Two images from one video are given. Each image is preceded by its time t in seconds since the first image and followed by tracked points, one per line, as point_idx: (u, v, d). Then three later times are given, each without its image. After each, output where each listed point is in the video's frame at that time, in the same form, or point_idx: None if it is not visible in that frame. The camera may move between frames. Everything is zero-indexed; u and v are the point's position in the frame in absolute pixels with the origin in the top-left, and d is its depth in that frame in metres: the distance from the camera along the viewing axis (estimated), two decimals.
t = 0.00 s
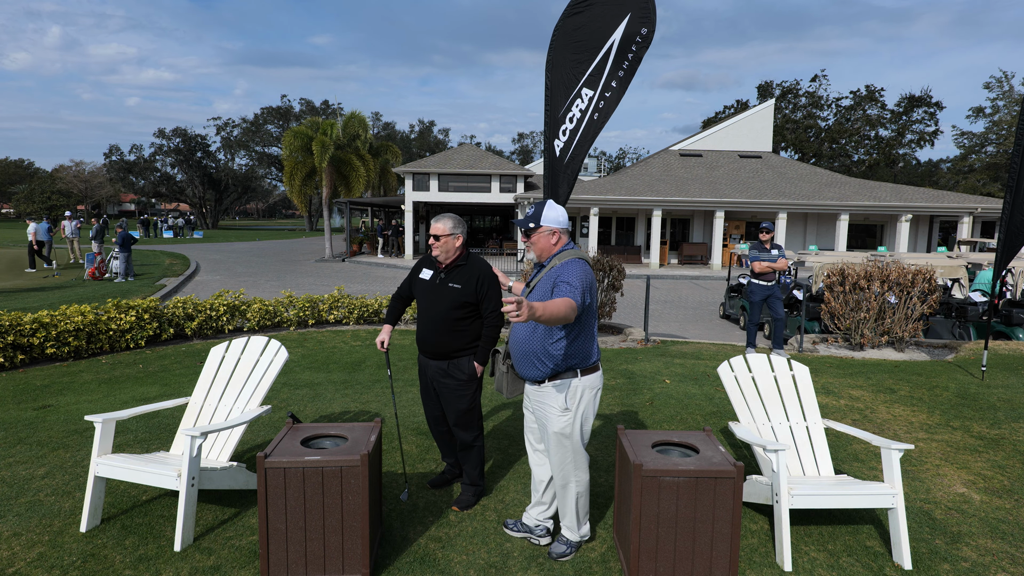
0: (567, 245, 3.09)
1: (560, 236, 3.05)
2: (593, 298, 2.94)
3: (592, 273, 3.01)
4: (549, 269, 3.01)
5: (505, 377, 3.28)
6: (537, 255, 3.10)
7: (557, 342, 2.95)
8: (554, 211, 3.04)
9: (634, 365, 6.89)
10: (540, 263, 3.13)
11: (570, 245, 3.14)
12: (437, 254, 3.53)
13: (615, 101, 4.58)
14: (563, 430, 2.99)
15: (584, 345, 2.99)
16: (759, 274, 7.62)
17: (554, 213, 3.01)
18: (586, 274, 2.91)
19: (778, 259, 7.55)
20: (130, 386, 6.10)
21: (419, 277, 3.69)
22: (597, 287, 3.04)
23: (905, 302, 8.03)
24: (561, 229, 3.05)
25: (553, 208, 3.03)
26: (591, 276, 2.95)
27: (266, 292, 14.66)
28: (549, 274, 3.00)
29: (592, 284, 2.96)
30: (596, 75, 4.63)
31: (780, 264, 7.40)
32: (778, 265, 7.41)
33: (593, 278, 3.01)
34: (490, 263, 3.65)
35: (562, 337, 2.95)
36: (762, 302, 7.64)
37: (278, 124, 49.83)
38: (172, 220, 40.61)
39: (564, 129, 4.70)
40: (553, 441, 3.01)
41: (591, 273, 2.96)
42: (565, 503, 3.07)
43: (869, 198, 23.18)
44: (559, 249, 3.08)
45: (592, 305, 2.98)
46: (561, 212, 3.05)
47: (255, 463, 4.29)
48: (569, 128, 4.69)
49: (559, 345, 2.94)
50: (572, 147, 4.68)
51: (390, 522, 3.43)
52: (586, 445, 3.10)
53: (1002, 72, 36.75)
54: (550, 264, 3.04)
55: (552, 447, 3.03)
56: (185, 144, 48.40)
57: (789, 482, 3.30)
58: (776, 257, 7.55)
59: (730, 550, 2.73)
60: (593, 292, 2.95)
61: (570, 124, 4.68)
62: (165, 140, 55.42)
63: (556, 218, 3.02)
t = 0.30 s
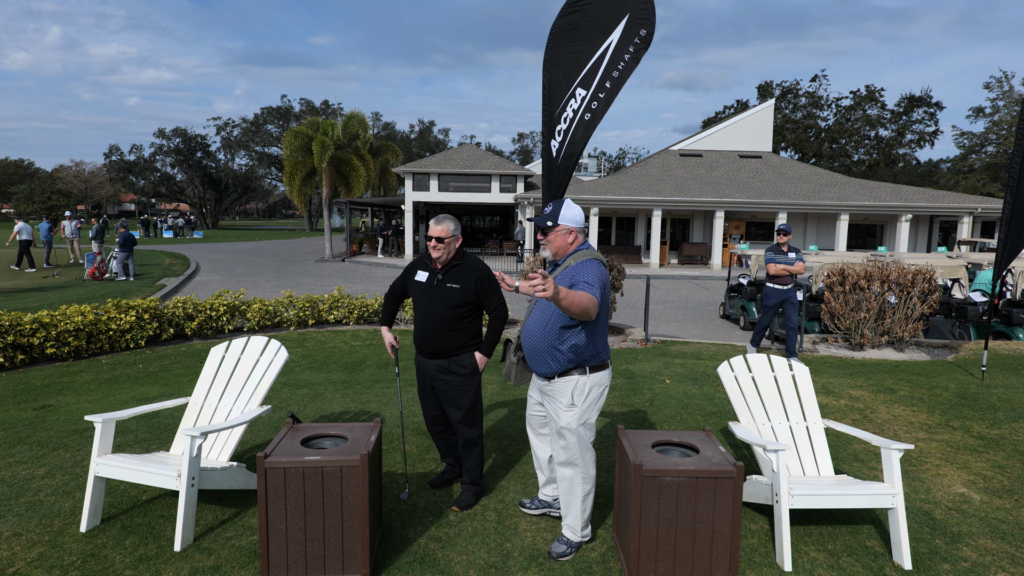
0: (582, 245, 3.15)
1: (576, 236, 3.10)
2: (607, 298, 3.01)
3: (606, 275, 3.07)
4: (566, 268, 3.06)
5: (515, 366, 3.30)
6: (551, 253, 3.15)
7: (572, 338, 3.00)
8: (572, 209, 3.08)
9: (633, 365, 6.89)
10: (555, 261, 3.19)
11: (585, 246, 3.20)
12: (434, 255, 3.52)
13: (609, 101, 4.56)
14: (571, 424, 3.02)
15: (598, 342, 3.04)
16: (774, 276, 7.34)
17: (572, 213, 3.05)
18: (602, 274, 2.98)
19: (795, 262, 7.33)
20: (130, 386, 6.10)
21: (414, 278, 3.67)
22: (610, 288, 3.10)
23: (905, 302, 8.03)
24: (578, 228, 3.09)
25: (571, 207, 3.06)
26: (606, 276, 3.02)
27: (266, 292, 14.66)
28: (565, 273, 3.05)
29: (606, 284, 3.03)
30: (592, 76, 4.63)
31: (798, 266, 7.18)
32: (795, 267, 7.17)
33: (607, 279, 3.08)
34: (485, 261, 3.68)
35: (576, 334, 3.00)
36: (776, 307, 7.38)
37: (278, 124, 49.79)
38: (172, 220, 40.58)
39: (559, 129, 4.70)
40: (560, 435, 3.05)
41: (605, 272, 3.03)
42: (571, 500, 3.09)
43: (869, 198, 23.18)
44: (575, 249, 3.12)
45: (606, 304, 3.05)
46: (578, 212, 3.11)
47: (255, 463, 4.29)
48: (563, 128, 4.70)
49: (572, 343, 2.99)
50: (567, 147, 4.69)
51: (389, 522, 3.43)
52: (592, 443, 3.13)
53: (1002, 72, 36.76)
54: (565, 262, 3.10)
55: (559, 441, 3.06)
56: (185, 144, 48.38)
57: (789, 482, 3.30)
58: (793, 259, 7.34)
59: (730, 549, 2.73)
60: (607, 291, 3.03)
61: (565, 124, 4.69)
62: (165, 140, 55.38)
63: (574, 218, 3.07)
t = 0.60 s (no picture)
0: (587, 245, 3.15)
1: (581, 237, 3.11)
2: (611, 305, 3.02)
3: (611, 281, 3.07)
4: (569, 269, 3.06)
5: (520, 367, 3.28)
6: (557, 252, 3.15)
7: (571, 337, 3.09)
8: (579, 211, 3.12)
9: (634, 365, 6.89)
10: (560, 260, 3.19)
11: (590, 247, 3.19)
12: (432, 257, 3.51)
13: (596, 100, 4.48)
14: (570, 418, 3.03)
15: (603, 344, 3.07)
16: (789, 275, 7.29)
17: (578, 214, 3.09)
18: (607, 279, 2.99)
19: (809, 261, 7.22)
20: (131, 386, 6.10)
21: (410, 281, 3.64)
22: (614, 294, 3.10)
23: (905, 302, 8.03)
24: (584, 229, 3.10)
25: (577, 209, 3.11)
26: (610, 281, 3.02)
27: (266, 292, 14.66)
28: (569, 274, 3.05)
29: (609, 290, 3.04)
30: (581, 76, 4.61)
31: (813, 266, 7.08)
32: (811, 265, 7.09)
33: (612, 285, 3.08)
34: (481, 259, 3.70)
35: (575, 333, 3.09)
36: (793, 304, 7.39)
37: (278, 124, 49.79)
38: (171, 220, 40.56)
39: (554, 129, 4.79)
40: (560, 430, 3.05)
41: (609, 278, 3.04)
42: (568, 495, 3.08)
43: (870, 198, 23.17)
44: (579, 248, 3.14)
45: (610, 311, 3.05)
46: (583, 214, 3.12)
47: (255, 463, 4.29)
48: (558, 128, 4.77)
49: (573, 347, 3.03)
50: (560, 147, 4.74)
51: (389, 523, 3.42)
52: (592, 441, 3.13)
53: (1002, 72, 36.77)
54: (569, 262, 3.09)
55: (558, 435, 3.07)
56: (185, 144, 48.34)
57: (789, 482, 3.30)
58: (808, 258, 7.23)
59: (730, 549, 2.73)
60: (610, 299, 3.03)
61: (559, 124, 4.76)
62: (165, 140, 55.36)
63: (580, 218, 3.10)
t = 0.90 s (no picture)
0: (579, 242, 3.16)
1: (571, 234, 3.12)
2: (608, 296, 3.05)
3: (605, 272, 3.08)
4: (563, 267, 3.07)
5: (522, 363, 3.29)
6: (551, 251, 3.17)
7: (574, 332, 3.08)
8: (569, 211, 3.11)
9: (633, 365, 6.89)
10: (554, 259, 3.22)
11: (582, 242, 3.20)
12: (440, 256, 3.52)
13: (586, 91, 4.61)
14: (574, 410, 3.04)
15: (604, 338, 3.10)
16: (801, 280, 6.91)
17: (569, 213, 3.09)
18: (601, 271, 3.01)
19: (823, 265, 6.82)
20: (131, 386, 6.10)
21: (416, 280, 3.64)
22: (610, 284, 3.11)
23: (905, 302, 8.02)
24: (575, 227, 3.11)
25: (568, 209, 3.09)
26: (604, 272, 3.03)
27: (266, 292, 14.66)
28: (565, 271, 3.07)
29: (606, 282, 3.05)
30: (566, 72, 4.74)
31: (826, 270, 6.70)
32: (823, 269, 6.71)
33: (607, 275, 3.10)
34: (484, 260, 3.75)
35: (577, 327, 3.08)
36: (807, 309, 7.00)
37: (278, 124, 49.77)
38: (171, 220, 40.55)
39: (551, 130, 4.86)
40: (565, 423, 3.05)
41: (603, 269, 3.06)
42: (569, 488, 3.10)
43: (870, 198, 23.17)
44: (572, 245, 3.15)
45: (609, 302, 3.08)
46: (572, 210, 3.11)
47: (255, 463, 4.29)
48: (553, 128, 4.85)
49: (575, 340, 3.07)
50: (559, 144, 4.82)
51: (389, 523, 3.42)
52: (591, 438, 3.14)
53: (1003, 72, 36.77)
54: (564, 259, 3.11)
55: (562, 428, 3.08)
56: (185, 144, 48.30)
57: (789, 482, 3.31)
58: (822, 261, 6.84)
59: (730, 549, 2.73)
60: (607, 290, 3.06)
61: (554, 124, 4.84)
62: (165, 140, 55.35)
63: (569, 217, 3.10)
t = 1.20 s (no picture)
0: (578, 239, 3.18)
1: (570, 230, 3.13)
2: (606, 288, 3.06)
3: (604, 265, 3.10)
4: (563, 261, 3.08)
5: (527, 363, 3.28)
6: (550, 248, 3.17)
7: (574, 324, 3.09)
8: (566, 209, 3.13)
9: (634, 365, 6.89)
10: (554, 256, 3.22)
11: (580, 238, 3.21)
12: (450, 256, 3.51)
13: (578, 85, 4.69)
14: (579, 399, 3.11)
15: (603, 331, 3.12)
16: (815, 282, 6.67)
17: (566, 210, 3.12)
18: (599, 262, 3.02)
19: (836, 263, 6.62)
20: (131, 386, 6.10)
21: (422, 280, 3.60)
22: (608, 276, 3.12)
23: (905, 302, 8.02)
24: (574, 224, 3.13)
25: (564, 208, 3.12)
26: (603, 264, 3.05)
27: (266, 292, 14.67)
28: (564, 266, 3.08)
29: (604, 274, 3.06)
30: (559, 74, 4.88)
31: (842, 269, 6.50)
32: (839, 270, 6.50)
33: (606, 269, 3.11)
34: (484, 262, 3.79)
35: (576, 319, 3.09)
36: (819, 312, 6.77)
37: (278, 124, 49.78)
38: (171, 220, 40.55)
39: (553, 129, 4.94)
40: (567, 413, 3.13)
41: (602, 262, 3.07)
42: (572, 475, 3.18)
43: (870, 197, 23.17)
44: (571, 241, 3.16)
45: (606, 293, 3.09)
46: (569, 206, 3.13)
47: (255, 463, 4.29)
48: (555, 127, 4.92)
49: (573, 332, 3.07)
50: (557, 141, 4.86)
51: (388, 522, 3.42)
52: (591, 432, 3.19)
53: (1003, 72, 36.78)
54: (563, 255, 3.11)
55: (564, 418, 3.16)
56: (185, 144, 48.28)
57: (789, 482, 3.30)
58: (835, 260, 6.63)
59: (730, 549, 2.73)
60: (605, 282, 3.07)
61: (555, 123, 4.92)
62: (164, 140, 55.35)
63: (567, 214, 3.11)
